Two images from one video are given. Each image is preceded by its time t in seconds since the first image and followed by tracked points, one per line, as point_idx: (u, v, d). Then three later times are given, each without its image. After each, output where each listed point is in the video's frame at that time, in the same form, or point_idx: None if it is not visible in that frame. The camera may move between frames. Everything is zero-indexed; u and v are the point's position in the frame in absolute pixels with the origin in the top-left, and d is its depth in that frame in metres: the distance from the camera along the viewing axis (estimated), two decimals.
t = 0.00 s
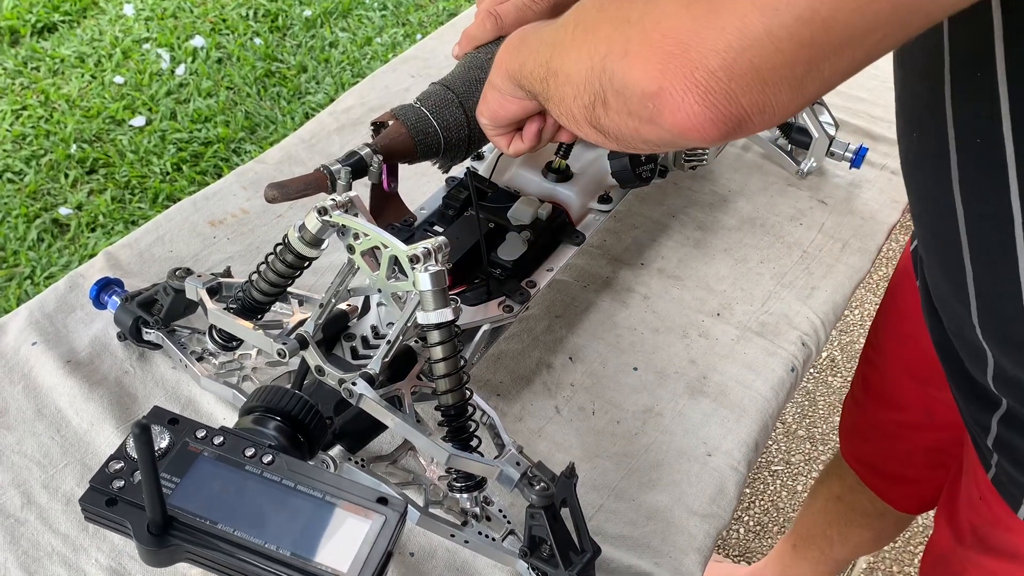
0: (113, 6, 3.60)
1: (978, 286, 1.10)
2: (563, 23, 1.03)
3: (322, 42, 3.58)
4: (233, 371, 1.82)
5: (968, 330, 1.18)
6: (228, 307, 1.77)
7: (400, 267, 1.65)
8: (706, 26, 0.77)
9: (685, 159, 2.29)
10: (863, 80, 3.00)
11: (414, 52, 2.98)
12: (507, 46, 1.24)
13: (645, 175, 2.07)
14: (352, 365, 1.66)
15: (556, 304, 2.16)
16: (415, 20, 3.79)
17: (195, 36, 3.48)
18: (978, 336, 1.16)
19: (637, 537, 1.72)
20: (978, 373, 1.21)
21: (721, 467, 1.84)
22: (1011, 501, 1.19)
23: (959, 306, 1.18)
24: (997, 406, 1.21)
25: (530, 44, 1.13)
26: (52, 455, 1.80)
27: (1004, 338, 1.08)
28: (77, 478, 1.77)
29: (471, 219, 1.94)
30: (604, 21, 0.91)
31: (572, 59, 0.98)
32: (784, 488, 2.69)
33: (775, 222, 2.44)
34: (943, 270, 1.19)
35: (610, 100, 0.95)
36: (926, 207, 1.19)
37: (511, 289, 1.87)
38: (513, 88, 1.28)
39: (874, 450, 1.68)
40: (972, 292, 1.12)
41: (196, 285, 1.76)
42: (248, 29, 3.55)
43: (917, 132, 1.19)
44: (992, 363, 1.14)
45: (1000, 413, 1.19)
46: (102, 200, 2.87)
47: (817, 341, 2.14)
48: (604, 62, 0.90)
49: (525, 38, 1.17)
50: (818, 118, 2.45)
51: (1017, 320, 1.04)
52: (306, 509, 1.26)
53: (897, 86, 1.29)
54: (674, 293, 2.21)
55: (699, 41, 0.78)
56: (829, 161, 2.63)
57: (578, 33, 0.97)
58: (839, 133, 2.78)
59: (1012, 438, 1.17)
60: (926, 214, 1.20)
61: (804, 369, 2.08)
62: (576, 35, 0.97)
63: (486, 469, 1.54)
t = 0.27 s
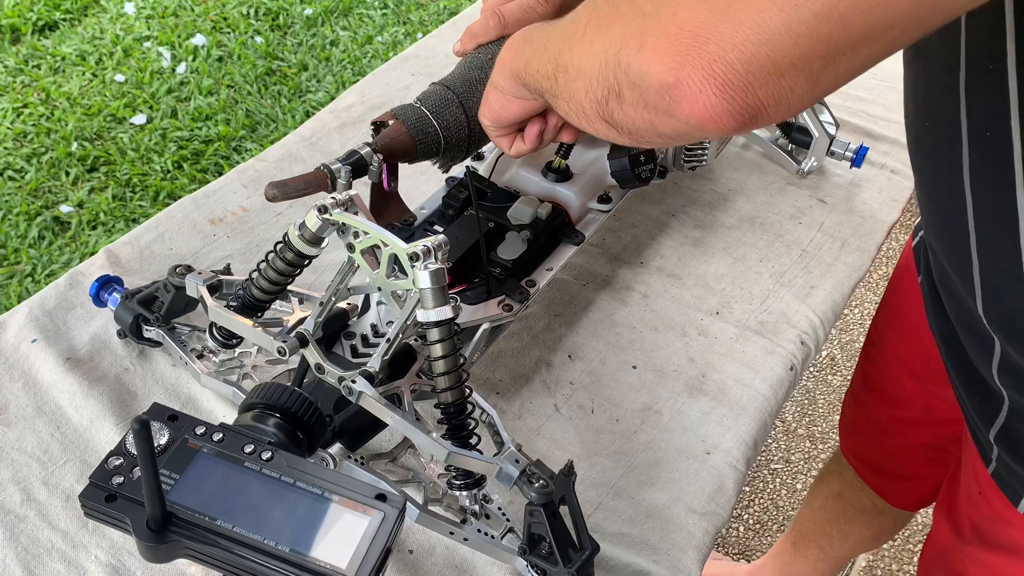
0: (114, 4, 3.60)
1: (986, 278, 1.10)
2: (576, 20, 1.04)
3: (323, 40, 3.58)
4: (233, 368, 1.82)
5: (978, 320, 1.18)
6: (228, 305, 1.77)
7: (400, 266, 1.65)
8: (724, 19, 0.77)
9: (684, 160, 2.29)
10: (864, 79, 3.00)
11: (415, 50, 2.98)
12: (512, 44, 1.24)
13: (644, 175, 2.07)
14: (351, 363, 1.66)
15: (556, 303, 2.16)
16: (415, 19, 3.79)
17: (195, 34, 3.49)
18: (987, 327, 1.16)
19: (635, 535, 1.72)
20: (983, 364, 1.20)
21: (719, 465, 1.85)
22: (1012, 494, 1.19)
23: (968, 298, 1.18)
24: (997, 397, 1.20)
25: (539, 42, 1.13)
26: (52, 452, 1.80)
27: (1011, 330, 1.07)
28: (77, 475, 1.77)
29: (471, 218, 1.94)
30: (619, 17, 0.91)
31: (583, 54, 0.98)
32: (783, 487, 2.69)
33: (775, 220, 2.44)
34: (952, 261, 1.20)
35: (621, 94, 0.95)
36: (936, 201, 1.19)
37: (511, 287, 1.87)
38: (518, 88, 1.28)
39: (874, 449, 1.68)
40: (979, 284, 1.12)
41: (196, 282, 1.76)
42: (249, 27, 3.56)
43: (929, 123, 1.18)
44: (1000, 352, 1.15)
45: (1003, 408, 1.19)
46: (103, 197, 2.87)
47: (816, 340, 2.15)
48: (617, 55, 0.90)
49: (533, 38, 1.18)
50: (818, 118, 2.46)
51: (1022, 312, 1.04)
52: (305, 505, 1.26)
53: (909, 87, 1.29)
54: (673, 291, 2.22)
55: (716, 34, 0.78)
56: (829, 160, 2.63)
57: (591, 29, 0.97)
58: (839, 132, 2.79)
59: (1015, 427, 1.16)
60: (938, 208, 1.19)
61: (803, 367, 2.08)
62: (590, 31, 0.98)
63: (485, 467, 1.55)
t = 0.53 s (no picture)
0: (116, 4, 3.62)
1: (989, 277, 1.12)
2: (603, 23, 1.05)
3: (324, 41, 3.59)
4: (236, 365, 1.83)
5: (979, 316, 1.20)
6: (232, 302, 1.78)
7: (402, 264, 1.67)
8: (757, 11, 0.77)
9: (684, 160, 2.31)
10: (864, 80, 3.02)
11: (417, 50, 3.00)
12: (534, 48, 1.27)
13: (645, 176, 2.08)
14: (353, 360, 1.68)
15: (557, 301, 2.17)
16: (416, 19, 3.81)
17: (197, 34, 3.50)
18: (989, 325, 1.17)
19: (635, 531, 1.73)
20: (985, 362, 1.21)
21: (719, 463, 1.86)
22: (1013, 487, 1.21)
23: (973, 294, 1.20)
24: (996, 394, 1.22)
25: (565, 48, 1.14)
26: (55, 447, 1.81)
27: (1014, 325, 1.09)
28: (81, 470, 1.79)
29: (473, 216, 1.96)
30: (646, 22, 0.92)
31: (613, 53, 0.98)
32: (782, 487, 2.70)
33: (775, 220, 2.46)
34: (957, 261, 1.22)
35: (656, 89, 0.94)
36: (938, 199, 1.21)
37: (512, 285, 1.89)
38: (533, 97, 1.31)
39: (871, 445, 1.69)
40: (986, 282, 1.13)
41: (200, 279, 1.77)
42: (251, 27, 3.57)
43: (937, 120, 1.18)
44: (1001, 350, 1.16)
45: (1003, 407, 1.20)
46: (105, 196, 2.88)
47: (815, 339, 2.16)
48: (652, 50, 0.90)
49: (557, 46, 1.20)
50: (818, 118, 2.47)
51: (1023, 309, 1.06)
52: (309, 499, 1.27)
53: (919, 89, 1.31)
54: (673, 291, 2.23)
55: (755, 24, 0.77)
56: (829, 160, 2.65)
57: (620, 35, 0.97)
58: (839, 133, 2.80)
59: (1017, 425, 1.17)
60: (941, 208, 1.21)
61: (801, 366, 2.09)
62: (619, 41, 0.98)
63: (486, 463, 1.55)
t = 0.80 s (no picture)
0: (119, 3, 3.63)
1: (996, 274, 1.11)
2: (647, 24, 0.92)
3: (327, 41, 3.61)
4: (241, 358, 1.85)
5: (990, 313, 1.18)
6: (237, 296, 1.79)
7: (406, 258, 1.67)
8: (909, 12, 0.66)
9: (688, 157, 2.32)
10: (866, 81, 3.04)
11: (421, 49, 3.01)
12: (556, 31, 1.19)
13: (649, 172, 2.09)
14: (358, 353, 1.68)
15: (560, 298, 2.18)
16: (419, 19, 3.82)
17: (200, 33, 3.51)
18: (1001, 318, 1.16)
19: (637, 527, 1.74)
20: (991, 359, 1.21)
21: (721, 459, 1.86)
22: (1016, 483, 1.23)
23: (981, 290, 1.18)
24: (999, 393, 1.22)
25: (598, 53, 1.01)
26: (60, 440, 1.82)
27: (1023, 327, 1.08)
28: (85, 463, 1.79)
29: (477, 212, 1.97)
30: (742, 25, 0.78)
31: (688, 64, 0.84)
32: (783, 487, 2.70)
33: (778, 219, 2.46)
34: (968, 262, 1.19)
35: (759, 109, 0.81)
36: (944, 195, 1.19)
37: (516, 281, 1.89)
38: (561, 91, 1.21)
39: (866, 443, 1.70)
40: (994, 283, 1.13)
41: (205, 273, 1.78)
42: (254, 27, 3.58)
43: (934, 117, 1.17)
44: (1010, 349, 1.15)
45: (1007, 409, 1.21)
46: (107, 194, 2.89)
47: (818, 337, 2.17)
48: (757, 71, 0.78)
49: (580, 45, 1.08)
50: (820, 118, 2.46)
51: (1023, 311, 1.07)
52: (314, 489, 1.28)
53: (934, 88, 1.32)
54: (676, 288, 2.24)
55: (893, 50, 0.67)
56: (832, 160, 2.66)
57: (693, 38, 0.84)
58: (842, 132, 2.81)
59: (1019, 421, 1.18)
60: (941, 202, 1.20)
61: (804, 364, 2.10)
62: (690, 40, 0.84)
63: (490, 456, 1.56)
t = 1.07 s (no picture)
0: (123, 4, 3.64)
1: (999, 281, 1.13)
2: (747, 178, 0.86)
3: (331, 42, 3.61)
4: (244, 358, 1.84)
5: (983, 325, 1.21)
6: (239, 295, 1.79)
7: (409, 258, 1.68)
8: None
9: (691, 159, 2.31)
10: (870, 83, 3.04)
11: (424, 50, 3.01)
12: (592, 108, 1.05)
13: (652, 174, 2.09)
14: (360, 352, 1.68)
15: (562, 299, 2.18)
16: (422, 21, 3.82)
17: (204, 34, 3.52)
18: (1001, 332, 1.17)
19: (639, 528, 1.73)
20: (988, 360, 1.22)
21: (723, 461, 1.86)
22: (1016, 481, 1.23)
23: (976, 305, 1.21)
24: (997, 395, 1.23)
25: (669, 187, 0.93)
26: (62, 438, 1.82)
27: None
28: (87, 461, 1.80)
29: (479, 213, 1.97)
30: (885, 207, 0.77)
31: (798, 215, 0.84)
32: (785, 490, 2.70)
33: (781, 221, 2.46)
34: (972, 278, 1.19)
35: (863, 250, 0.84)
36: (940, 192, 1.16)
37: (519, 282, 1.90)
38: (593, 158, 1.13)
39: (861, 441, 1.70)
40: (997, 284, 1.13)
41: (208, 272, 1.78)
42: (257, 28, 3.59)
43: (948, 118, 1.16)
44: (1006, 352, 1.16)
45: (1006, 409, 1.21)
46: (110, 194, 2.90)
47: (820, 339, 2.17)
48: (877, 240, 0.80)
49: (635, 153, 0.97)
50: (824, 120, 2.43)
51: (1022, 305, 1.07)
52: (317, 488, 1.28)
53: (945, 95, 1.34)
54: (679, 289, 2.24)
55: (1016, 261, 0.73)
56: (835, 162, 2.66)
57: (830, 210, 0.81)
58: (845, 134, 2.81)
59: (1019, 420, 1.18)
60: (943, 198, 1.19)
61: (806, 366, 2.10)
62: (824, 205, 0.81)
63: (492, 456, 1.56)
